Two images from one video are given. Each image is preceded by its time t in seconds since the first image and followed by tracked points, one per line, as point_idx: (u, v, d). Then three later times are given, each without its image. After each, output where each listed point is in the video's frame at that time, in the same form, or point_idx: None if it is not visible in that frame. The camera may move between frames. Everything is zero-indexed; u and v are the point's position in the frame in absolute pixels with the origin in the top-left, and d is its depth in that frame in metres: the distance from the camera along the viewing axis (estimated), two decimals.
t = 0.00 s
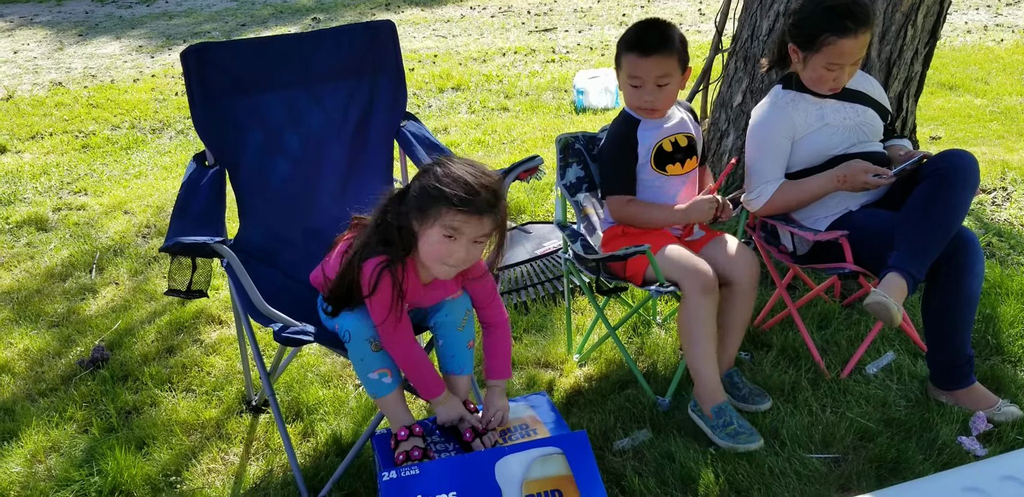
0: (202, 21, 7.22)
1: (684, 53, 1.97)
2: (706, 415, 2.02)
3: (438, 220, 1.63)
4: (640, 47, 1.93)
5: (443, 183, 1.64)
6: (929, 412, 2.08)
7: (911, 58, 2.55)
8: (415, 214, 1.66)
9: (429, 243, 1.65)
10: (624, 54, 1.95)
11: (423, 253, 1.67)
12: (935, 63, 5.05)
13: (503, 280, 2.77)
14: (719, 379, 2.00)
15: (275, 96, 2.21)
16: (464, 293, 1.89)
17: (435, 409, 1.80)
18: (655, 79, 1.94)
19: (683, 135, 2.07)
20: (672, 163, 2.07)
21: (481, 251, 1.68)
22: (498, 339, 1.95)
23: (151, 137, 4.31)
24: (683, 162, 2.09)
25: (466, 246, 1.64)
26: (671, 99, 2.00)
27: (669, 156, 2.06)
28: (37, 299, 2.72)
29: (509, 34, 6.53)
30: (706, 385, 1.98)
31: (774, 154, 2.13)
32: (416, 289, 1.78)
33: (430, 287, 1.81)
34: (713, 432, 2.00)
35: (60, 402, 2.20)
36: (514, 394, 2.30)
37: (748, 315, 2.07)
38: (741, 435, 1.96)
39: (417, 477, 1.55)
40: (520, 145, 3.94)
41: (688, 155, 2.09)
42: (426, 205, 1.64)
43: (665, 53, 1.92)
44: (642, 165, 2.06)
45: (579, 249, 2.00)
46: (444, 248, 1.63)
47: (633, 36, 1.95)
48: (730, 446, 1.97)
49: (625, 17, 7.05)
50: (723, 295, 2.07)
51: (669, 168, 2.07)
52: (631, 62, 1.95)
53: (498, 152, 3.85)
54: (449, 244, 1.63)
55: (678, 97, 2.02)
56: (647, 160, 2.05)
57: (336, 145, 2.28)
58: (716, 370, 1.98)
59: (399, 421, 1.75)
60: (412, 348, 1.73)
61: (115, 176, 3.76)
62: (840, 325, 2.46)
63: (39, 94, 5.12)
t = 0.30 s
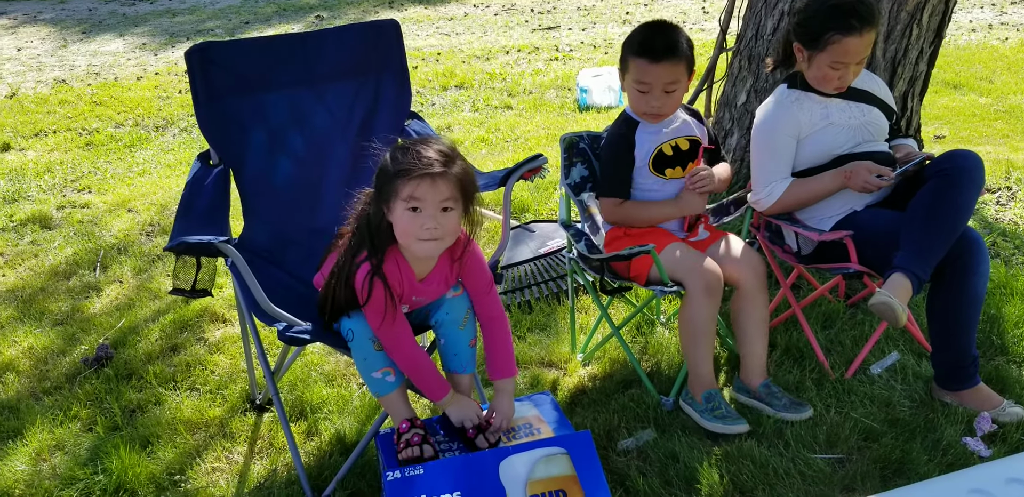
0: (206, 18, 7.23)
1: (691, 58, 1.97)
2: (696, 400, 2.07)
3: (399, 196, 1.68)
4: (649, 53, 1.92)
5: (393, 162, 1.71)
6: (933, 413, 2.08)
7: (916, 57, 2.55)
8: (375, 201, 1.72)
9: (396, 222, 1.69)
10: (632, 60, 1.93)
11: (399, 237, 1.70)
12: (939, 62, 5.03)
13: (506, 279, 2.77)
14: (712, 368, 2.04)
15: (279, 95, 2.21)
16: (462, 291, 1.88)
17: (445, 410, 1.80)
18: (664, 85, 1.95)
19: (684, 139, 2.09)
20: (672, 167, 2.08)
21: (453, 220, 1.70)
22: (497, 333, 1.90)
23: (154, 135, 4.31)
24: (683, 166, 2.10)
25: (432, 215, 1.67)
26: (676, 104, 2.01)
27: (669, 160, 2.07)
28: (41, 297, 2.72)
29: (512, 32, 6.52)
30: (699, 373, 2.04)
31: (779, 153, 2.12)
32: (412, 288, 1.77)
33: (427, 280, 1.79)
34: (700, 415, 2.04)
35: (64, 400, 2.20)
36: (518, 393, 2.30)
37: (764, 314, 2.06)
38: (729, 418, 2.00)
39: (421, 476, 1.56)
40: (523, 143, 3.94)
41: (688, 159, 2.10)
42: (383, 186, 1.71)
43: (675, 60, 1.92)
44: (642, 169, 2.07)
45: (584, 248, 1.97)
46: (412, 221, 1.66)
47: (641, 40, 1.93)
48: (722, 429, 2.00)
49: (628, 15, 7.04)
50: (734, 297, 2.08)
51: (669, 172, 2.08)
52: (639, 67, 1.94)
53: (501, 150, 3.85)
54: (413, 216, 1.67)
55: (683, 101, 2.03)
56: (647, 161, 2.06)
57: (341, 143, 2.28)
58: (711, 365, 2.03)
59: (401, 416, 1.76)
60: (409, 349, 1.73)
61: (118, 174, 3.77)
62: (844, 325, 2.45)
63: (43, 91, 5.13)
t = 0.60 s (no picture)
0: (210, 17, 7.23)
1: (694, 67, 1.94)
2: (696, 395, 2.07)
3: (391, 200, 1.70)
4: (653, 65, 1.88)
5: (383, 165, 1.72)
6: (939, 414, 2.07)
7: (921, 57, 2.54)
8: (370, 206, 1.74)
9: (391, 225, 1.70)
10: (635, 72, 1.90)
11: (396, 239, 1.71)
12: (944, 61, 5.02)
13: (511, 278, 2.77)
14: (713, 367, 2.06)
15: (284, 95, 2.22)
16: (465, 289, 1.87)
17: (458, 408, 1.79)
18: (668, 97, 1.92)
19: (685, 147, 2.06)
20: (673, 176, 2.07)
21: (448, 220, 1.71)
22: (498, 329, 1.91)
23: (159, 133, 4.32)
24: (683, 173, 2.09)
25: (426, 216, 1.67)
26: (680, 114, 1.98)
27: (670, 169, 2.06)
28: (47, 296, 2.73)
29: (517, 31, 6.52)
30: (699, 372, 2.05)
31: (784, 153, 2.12)
32: (414, 288, 1.77)
33: (429, 280, 1.79)
34: (700, 410, 2.04)
35: (70, 399, 2.21)
36: (523, 393, 2.30)
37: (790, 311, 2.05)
38: (727, 412, 2.00)
39: (425, 476, 1.56)
40: (527, 142, 3.94)
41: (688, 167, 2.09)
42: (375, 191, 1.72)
43: (678, 71, 1.89)
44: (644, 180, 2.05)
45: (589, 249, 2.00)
46: (406, 223, 1.67)
47: (643, 53, 1.90)
48: (718, 422, 2.00)
49: (633, 14, 7.04)
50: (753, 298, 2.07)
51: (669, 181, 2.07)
52: (643, 79, 1.91)
53: (506, 150, 3.85)
54: (407, 218, 1.67)
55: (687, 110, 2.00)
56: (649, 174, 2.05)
57: (347, 142, 2.28)
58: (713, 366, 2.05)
59: (405, 414, 1.77)
60: (412, 350, 1.72)
61: (123, 173, 3.77)
62: (849, 326, 2.45)
63: (47, 90, 5.14)
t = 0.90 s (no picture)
0: (216, 16, 7.24)
1: (698, 78, 1.89)
2: (698, 399, 2.09)
3: (391, 198, 1.70)
4: (652, 75, 1.85)
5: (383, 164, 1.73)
6: (942, 416, 2.07)
7: (926, 59, 2.54)
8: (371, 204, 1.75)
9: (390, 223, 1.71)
10: (635, 82, 1.88)
11: (396, 237, 1.71)
12: (949, 63, 5.01)
13: (514, 278, 2.78)
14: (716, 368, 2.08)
15: (290, 94, 2.22)
16: (468, 288, 1.87)
17: (463, 405, 1.78)
18: (667, 109, 1.88)
19: (687, 162, 2.03)
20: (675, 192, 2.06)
21: (447, 219, 1.70)
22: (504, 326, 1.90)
23: (164, 132, 4.33)
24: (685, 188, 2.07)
25: (424, 214, 1.67)
26: (683, 128, 1.94)
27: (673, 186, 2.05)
28: (51, 294, 2.74)
29: (521, 31, 6.52)
30: (702, 373, 2.07)
31: (789, 154, 2.12)
32: (417, 287, 1.77)
33: (431, 278, 1.79)
34: (702, 414, 2.06)
35: (74, 397, 2.22)
36: (526, 393, 2.31)
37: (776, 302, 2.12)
38: (728, 415, 2.02)
39: (428, 476, 1.57)
40: (531, 142, 3.94)
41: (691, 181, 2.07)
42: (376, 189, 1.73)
43: (678, 82, 1.85)
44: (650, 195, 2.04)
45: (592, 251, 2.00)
46: (405, 221, 1.67)
47: (644, 62, 1.87)
48: (721, 425, 2.01)
49: (638, 14, 7.03)
50: (747, 291, 2.12)
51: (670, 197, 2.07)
52: (642, 89, 1.88)
53: (510, 150, 3.85)
54: (406, 216, 1.68)
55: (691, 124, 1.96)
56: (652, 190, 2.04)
57: (352, 142, 2.28)
58: (715, 368, 2.07)
59: (408, 412, 1.77)
60: (413, 347, 1.71)
61: (128, 171, 3.79)
62: (853, 327, 2.45)
63: (53, 88, 5.15)
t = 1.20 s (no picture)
0: (221, 10, 7.25)
1: (750, 127, 1.85)
2: (698, 401, 2.09)
3: (389, 193, 1.71)
4: (702, 123, 1.81)
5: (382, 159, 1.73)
6: (943, 419, 2.07)
7: (932, 62, 2.53)
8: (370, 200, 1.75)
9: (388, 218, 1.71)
10: (684, 131, 1.84)
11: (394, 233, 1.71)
12: (955, 66, 5.00)
13: (516, 277, 2.77)
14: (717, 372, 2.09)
15: (294, 89, 2.22)
16: (468, 285, 1.86)
17: (466, 401, 1.78)
18: (718, 158, 1.83)
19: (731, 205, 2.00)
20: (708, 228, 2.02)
21: (445, 213, 1.70)
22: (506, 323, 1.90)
23: (169, 126, 4.34)
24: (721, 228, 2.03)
25: (423, 209, 1.67)
26: (734, 178, 1.89)
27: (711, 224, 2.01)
28: (54, 286, 2.74)
29: (527, 29, 6.52)
30: (702, 375, 2.08)
31: (794, 155, 2.12)
32: (418, 284, 1.77)
33: (432, 275, 1.79)
34: (702, 415, 2.06)
35: (76, 389, 2.22)
36: (527, 391, 2.30)
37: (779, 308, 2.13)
38: (728, 414, 2.02)
39: (428, 472, 1.57)
40: (536, 140, 3.94)
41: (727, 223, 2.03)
42: (375, 185, 1.73)
43: (730, 131, 1.81)
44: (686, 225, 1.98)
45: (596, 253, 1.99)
46: (404, 216, 1.67)
47: (694, 110, 1.84)
48: (722, 425, 2.02)
49: (644, 14, 7.03)
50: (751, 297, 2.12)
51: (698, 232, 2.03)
52: (691, 138, 1.84)
53: (514, 148, 3.85)
54: (404, 211, 1.68)
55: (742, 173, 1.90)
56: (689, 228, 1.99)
57: (356, 138, 2.28)
58: (716, 370, 2.07)
59: (409, 409, 1.78)
60: (414, 343, 1.71)
61: (132, 164, 3.79)
62: (855, 330, 2.44)
63: (58, 80, 5.16)
